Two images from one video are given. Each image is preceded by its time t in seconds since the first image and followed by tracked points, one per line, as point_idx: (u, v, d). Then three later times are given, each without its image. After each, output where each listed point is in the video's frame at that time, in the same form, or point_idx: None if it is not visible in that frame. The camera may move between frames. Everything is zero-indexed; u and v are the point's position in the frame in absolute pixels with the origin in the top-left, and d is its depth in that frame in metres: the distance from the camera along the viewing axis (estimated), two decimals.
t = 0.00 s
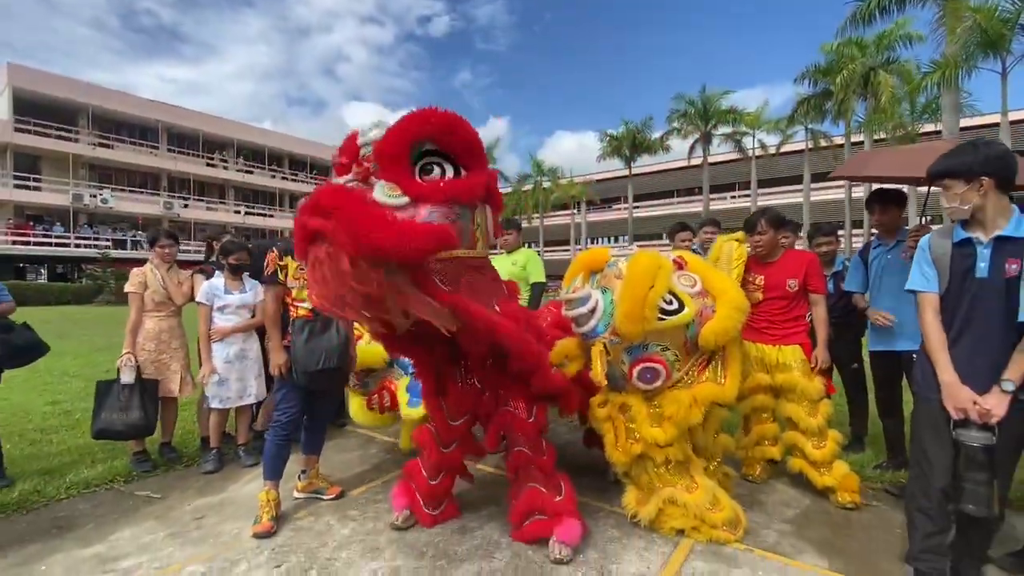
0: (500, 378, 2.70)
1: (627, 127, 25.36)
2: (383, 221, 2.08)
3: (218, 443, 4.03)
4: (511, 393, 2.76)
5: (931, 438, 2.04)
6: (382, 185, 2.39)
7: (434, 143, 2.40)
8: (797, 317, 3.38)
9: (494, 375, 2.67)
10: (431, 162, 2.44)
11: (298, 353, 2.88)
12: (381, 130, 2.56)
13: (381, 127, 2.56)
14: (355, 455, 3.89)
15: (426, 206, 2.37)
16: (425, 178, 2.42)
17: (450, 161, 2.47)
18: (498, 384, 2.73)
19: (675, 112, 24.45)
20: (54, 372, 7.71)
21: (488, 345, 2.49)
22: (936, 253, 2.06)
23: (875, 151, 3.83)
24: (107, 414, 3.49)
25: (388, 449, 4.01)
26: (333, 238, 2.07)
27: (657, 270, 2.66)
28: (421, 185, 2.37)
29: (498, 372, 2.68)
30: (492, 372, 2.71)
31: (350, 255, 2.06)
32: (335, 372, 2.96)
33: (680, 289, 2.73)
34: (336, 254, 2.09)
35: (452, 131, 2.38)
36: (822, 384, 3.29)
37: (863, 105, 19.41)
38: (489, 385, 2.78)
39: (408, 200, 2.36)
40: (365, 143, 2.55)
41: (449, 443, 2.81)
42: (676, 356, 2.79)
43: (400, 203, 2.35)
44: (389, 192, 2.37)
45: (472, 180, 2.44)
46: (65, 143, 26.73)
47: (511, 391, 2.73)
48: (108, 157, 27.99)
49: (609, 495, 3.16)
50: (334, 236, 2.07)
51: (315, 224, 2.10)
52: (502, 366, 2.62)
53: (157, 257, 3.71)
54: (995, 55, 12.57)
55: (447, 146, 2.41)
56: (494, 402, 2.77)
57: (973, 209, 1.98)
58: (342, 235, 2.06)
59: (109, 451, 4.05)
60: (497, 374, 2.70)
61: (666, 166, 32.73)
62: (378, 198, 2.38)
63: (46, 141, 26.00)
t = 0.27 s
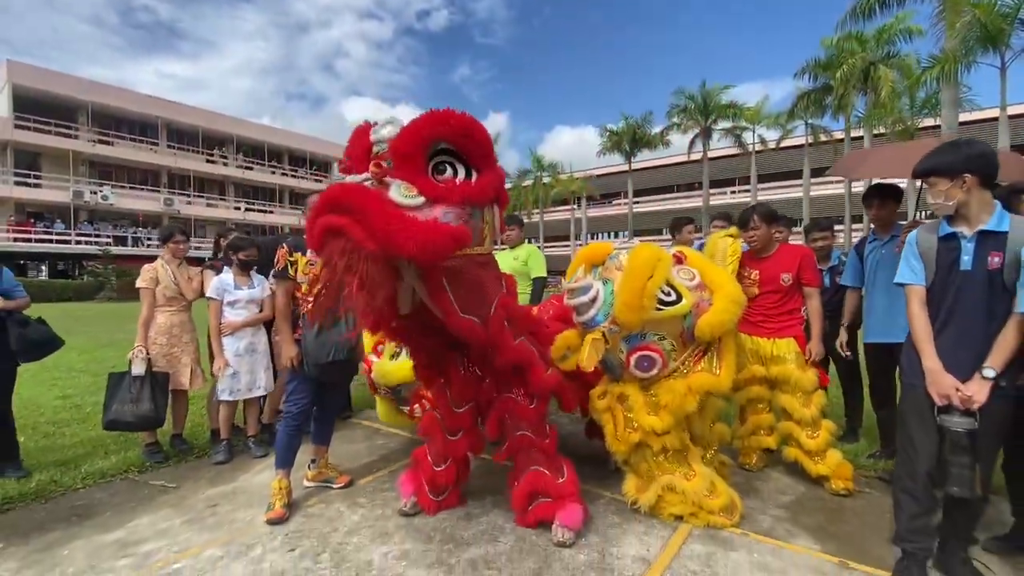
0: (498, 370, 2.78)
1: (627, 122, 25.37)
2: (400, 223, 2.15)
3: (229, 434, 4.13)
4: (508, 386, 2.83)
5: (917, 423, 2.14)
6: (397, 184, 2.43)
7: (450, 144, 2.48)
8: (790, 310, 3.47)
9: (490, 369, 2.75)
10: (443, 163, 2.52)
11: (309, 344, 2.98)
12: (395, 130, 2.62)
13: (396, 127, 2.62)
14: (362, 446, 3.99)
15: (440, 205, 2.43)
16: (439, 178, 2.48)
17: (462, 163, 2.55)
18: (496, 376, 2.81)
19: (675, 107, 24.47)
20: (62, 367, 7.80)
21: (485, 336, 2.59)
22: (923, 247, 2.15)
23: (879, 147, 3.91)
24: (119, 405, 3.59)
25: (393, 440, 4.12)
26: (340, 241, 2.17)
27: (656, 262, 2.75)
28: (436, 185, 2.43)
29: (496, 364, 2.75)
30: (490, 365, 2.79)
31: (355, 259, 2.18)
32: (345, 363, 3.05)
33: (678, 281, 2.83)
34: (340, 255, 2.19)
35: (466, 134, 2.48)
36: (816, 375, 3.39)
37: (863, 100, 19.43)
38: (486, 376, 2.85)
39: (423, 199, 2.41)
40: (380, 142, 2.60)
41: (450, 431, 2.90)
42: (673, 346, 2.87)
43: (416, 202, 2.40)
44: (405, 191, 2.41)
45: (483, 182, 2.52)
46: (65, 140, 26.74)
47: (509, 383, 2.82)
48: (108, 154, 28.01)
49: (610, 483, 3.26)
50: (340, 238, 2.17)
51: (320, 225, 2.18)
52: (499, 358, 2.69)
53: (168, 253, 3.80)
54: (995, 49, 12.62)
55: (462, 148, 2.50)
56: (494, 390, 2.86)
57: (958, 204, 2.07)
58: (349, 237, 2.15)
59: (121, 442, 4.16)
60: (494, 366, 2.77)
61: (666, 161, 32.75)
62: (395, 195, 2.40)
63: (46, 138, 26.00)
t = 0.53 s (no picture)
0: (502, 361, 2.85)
1: (626, 119, 25.37)
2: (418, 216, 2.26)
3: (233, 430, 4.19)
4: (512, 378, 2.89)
5: (909, 416, 2.19)
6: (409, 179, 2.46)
7: (458, 139, 2.55)
8: (785, 305, 3.53)
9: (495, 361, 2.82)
10: (452, 158, 2.57)
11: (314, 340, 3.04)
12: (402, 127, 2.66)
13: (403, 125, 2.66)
14: (365, 441, 4.05)
15: (452, 198, 2.46)
16: (448, 173, 2.53)
17: (469, 158, 2.60)
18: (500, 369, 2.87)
19: (675, 104, 24.48)
20: (65, 364, 7.85)
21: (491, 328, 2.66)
22: (914, 244, 2.20)
23: (881, 146, 3.96)
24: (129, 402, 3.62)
25: (396, 435, 4.17)
26: (355, 236, 2.23)
27: (653, 257, 2.80)
28: (447, 179, 2.47)
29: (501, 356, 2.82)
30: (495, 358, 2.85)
31: (371, 253, 2.22)
32: (349, 357, 3.11)
33: (675, 278, 2.87)
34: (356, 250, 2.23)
35: (473, 130, 2.55)
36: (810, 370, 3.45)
37: (863, 96, 19.45)
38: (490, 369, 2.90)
39: (435, 193, 2.44)
40: (389, 140, 2.65)
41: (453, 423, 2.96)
42: (666, 342, 2.91)
43: (428, 197, 2.42)
44: (417, 185, 2.44)
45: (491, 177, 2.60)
46: (64, 138, 26.72)
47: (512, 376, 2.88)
48: (108, 152, 28.00)
49: (609, 476, 3.32)
50: (355, 233, 2.23)
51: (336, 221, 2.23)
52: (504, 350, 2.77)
53: (172, 251, 3.85)
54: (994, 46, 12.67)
55: (469, 143, 2.57)
56: (496, 383, 2.91)
57: (949, 202, 2.12)
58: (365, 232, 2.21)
59: (127, 437, 4.21)
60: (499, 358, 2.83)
61: (666, 158, 32.74)
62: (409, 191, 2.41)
63: (46, 136, 25.99)
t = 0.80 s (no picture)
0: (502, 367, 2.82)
1: (626, 119, 25.39)
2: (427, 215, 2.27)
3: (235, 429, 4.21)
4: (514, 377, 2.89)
5: (906, 413, 2.21)
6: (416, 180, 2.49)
7: (464, 138, 2.57)
8: (780, 304, 3.56)
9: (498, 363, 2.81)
10: (458, 157, 2.59)
11: (316, 340, 3.06)
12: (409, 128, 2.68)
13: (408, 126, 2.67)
14: (366, 441, 4.07)
15: (459, 198, 2.49)
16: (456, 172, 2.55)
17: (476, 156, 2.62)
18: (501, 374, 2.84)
19: (674, 104, 24.51)
20: (66, 365, 7.86)
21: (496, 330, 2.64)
22: (910, 244, 2.23)
23: (879, 146, 3.98)
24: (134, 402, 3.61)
25: (396, 434, 4.19)
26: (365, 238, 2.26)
27: (653, 259, 2.81)
28: (454, 178, 2.49)
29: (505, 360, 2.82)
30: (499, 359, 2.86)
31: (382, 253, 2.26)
32: (351, 358, 3.13)
33: (675, 281, 2.90)
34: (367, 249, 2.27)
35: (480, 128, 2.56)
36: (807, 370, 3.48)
37: (861, 96, 19.48)
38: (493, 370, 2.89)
39: (443, 193, 2.46)
40: (393, 140, 2.66)
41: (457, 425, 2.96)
42: (660, 344, 2.95)
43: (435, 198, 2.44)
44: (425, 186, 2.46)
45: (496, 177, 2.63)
46: (64, 139, 26.72)
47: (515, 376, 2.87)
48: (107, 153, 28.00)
49: (609, 475, 3.35)
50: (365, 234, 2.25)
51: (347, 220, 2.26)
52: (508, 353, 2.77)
53: (173, 252, 3.87)
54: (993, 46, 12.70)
55: (476, 141, 2.59)
56: (497, 382, 2.93)
57: (945, 202, 2.14)
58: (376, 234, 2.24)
59: (129, 438, 4.23)
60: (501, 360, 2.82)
61: (665, 158, 32.76)
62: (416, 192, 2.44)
63: (45, 137, 25.98)
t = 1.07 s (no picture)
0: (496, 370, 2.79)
1: (625, 121, 25.42)
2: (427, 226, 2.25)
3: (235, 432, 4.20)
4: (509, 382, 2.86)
5: (909, 414, 2.21)
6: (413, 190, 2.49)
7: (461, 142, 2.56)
8: (779, 305, 3.55)
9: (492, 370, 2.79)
10: (455, 163, 2.58)
11: (316, 342, 3.05)
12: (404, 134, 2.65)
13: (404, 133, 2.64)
14: (366, 443, 4.05)
15: (457, 207, 2.48)
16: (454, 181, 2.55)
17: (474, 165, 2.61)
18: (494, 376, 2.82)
19: (673, 106, 24.53)
20: (65, 368, 7.85)
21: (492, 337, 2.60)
22: (912, 244, 2.22)
23: (877, 148, 3.98)
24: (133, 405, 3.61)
25: (396, 437, 4.18)
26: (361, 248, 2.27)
27: (654, 264, 2.78)
28: (452, 187, 2.48)
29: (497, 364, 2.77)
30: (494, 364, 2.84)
31: (374, 264, 2.28)
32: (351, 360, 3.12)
33: (678, 286, 2.86)
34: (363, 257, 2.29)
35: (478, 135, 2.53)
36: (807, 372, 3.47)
37: (861, 98, 19.50)
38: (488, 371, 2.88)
39: (441, 203, 2.45)
40: (388, 148, 2.63)
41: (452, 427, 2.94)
42: (658, 351, 2.92)
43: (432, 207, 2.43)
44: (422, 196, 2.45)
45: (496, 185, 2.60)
46: (64, 143, 26.75)
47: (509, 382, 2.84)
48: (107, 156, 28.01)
49: (610, 476, 3.34)
50: (360, 243, 2.25)
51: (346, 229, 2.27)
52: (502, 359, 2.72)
53: (172, 255, 3.87)
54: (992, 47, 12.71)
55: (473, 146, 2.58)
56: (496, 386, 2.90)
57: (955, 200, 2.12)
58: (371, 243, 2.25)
59: (128, 440, 4.22)
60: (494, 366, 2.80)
61: (665, 160, 32.77)
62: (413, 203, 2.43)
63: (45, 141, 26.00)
